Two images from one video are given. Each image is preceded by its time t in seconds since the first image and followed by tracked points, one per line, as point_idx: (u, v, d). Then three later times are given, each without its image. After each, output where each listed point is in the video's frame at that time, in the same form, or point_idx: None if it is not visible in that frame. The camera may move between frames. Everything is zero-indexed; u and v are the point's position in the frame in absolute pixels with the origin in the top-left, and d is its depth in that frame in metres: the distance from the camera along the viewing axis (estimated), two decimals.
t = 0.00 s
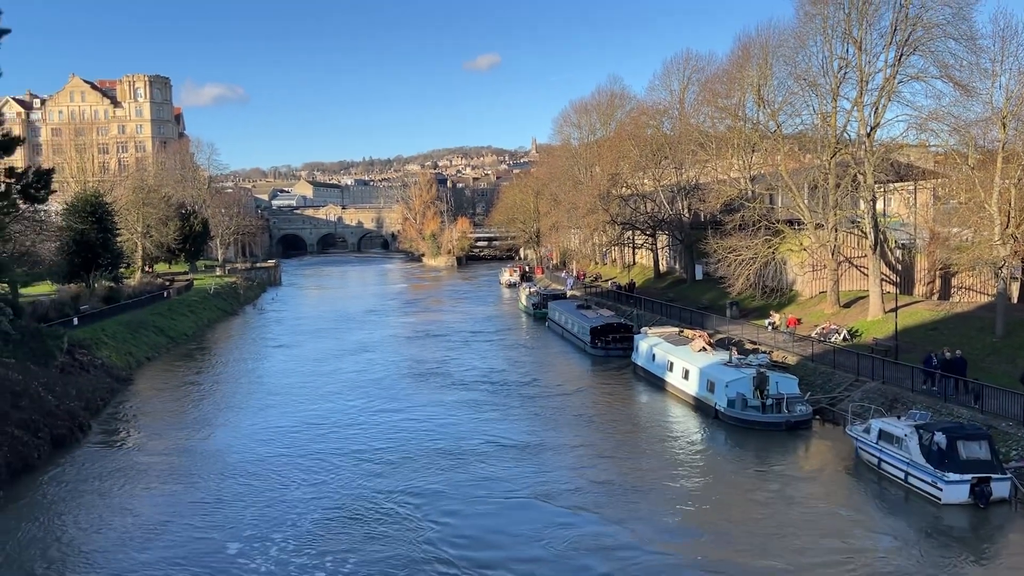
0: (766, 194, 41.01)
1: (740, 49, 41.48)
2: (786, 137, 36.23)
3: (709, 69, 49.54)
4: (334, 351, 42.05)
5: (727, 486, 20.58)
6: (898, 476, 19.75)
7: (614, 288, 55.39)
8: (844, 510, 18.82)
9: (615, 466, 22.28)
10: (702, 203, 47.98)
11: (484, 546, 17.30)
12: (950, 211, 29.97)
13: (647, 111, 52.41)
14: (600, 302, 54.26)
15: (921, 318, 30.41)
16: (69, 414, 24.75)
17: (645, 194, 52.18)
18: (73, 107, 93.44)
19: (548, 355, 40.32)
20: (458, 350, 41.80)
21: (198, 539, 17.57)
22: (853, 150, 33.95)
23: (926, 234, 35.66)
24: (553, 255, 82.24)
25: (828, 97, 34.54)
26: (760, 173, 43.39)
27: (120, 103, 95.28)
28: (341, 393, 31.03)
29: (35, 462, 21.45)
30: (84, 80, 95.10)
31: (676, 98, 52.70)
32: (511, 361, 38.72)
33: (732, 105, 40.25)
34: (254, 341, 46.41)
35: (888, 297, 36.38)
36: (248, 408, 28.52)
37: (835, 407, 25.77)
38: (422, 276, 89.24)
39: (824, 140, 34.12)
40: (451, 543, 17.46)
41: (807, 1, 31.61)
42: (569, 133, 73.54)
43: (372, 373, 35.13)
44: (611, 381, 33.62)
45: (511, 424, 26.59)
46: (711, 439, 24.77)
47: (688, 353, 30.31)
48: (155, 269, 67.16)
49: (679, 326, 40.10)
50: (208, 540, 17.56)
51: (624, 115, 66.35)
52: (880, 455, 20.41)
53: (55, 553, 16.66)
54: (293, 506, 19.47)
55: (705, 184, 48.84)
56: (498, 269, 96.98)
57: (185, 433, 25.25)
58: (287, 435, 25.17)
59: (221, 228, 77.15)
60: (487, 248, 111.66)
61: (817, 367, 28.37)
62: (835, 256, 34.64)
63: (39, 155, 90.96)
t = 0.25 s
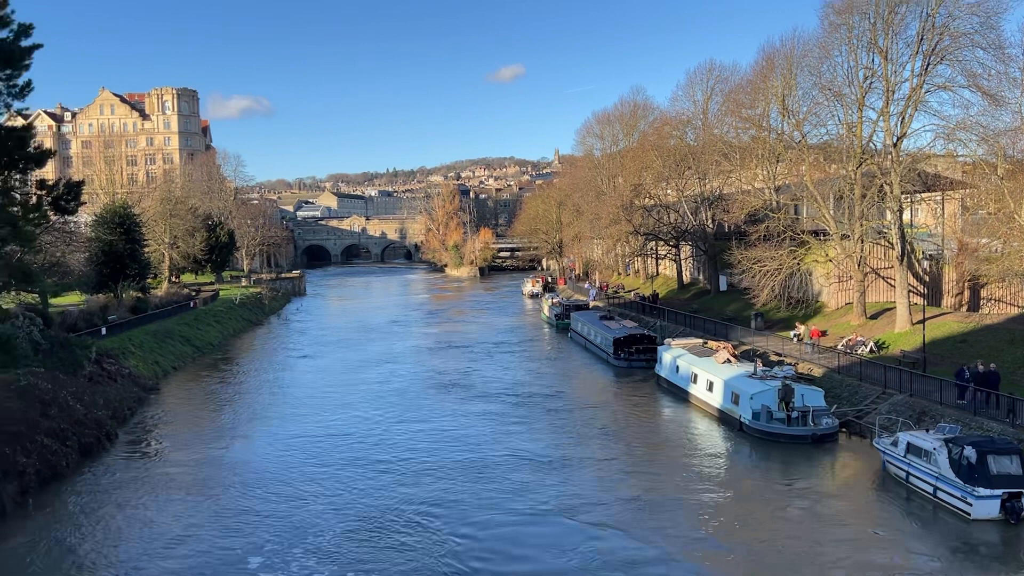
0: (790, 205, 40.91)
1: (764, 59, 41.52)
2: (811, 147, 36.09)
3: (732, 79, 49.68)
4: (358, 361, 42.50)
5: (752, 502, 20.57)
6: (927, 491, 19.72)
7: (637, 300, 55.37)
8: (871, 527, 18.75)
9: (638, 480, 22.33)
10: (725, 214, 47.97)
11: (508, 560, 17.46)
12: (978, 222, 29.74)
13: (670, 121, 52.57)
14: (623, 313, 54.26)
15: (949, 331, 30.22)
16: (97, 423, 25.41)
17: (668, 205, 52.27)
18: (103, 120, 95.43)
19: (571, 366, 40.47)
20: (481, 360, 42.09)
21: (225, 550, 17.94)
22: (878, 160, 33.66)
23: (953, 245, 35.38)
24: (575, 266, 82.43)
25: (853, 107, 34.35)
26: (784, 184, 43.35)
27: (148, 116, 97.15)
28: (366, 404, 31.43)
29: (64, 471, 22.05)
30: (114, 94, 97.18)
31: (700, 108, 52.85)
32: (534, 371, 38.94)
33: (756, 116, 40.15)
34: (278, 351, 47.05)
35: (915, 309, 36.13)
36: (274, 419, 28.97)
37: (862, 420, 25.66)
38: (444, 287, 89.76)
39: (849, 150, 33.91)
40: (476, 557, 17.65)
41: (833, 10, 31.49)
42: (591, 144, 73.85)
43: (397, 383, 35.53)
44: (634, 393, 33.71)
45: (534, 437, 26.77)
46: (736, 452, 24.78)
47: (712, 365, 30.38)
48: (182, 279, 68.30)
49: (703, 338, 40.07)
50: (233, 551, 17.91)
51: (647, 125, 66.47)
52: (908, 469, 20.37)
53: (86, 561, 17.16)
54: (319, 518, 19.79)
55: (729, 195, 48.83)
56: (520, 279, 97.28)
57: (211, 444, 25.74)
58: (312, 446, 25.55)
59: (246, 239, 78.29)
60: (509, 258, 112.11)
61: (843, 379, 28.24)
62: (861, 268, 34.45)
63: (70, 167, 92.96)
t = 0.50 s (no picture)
0: (814, 215, 40.90)
1: (788, 68, 41.69)
2: (835, 157, 35.96)
3: (756, 89, 49.95)
4: (382, 370, 43.10)
5: (772, 506, 20.75)
6: (956, 504, 19.58)
7: (660, 309, 55.46)
8: (892, 533, 18.83)
9: (661, 484, 22.43)
10: (750, 223, 48.03)
11: (531, 565, 17.67)
12: (1005, 231, 29.50)
13: (693, 131, 52.82)
14: (645, 323, 54.38)
15: (977, 342, 30.05)
16: (123, 431, 26.44)
17: (691, 215, 52.43)
18: (131, 133, 97.77)
19: (593, 375, 40.77)
20: (504, 369, 42.56)
21: (250, 551, 18.56)
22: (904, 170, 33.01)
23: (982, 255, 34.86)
24: (598, 276, 82.72)
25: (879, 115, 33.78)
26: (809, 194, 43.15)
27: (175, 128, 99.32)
28: (392, 411, 32.00)
29: (90, 478, 23.09)
30: (142, 107, 99.59)
31: (723, 118, 53.09)
32: (557, 380, 39.29)
33: (780, 125, 40.42)
34: (302, 360, 47.91)
35: (942, 320, 35.86)
36: (302, 427, 29.59)
37: (889, 433, 25.57)
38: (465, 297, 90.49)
39: (874, 160, 33.56)
40: (499, 561, 17.92)
41: (857, 18, 30.30)
42: (614, 154, 74.32)
43: (422, 391, 36.08)
44: (657, 403, 33.95)
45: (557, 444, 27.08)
46: (760, 463, 24.93)
47: (736, 376, 30.68)
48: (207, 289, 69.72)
49: (728, 348, 40.10)
50: (257, 552, 18.52)
51: (669, 135, 66.69)
52: (938, 483, 20.16)
53: (110, 563, 18.00)
54: (342, 522, 20.29)
55: (753, 205, 48.92)
56: (542, 289, 97.65)
57: (240, 451, 26.40)
58: (334, 453, 26.21)
59: (272, 249, 79.65)
60: (532, 268, 112.63)
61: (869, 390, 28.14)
62: (887, 279, 34.19)
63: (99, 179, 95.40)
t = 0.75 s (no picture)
0: (845, 226, 40.19)
1: (818, 78, 41.15)
2: (866, 167, 35.36)
3: (785, 100, 49.45)
4: (409, 381, 43.14)
5: (804, 522, 20.38)
6: (993, 521, 19.00)
7: (688, 321, 54.89)
8: (929, 550, 18.41)
9: (688, 499, 22.22)
10: (779, 235, 47.38)
11: None
12: None
13: (721, 142, 52.33)
14: (673, 335, 53.83)
15: (1015, 355, 29.18)
16: (154, 441, 26.68)
17: (720, 226, 51.91)
18: (164, 146, 99.37)
19: (621, 388, 40.42)
20: (530, 381, 42.39)
21: (274, 561, 18.58)
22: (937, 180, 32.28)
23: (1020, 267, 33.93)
24: (626, 288, 82.25)
25: (910, 125, 33.15)
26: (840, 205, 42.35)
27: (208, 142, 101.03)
28: (418, 423, 31.98)
29: (123, 487, 23.27)
30: (175, 121, 101.25)
31: (752, 129, 52.57)
32: (583, 392, 39.02)
33: (809, 135, 39.91)
34: (331, 371, 48.14)
35: (979, 332, 34.91)
36: (329, 438, 29.67)
37: (922, 447, 24.81)
38: (492, 308, 90.49)
39: (906, 170, 32.86)
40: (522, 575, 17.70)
41: (889, 27, 29.65)
42: (641, 166, 74.02)
43: (448, 403, 36.05)
44: (686, 416, 33.52)
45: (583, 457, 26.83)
46: (789, 477, 24.49)
47: (766, 389, 30.19)
48: (238, 300, 70.42)
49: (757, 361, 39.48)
50: (287, 562, 18.54)
51: (697, 147, 66.25)
52: (974, 499, 19.59)
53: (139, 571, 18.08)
54: (369, 532, 20.31)
55: (783, 216, 48.24)
56: (569, 301, 97.37)
57: (267, 462, 26.53)
58: (363, 464, 26.23)
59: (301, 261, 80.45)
60: (559, 280, 112.43)
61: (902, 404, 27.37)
62: (920, 291, 33.36)
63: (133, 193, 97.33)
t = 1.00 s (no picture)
0: (875, 236, 39.44)
1: (846, 87, 40.55)
2: (896, 176, 34.75)
3: (813, 109, 48.77)
4: (435, 392, 43.09)
5: (833, 538, 19.92)
6: None
7: (715, 332, 54.20)
8: (962, 566, 17.93)
9: (716, 515, 21.86)
10: (807, 245, 46.65)
11: None
12: None
13: (748, 152, 51.76)
14: (700, 346, 53.18)
15: None
16: (183, 450, 26.84)
17: (747, 236, 51.31)
18: (195, 158, 100.77)
19: (647, 399, 40.01)
20: (555, 392, 42.14)
21: (296, 571, 18.55)
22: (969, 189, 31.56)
23: None
24: (652, 298, 81.64)
25: (941, 134, 32.48)
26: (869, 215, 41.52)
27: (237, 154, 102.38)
28: (442, 434, 31.89)
29: (153, 496, 23.40)
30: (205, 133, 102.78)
31: (780, 138, 51.93)
32: (609, 404, 38.69)
33: (838, 144, 39.33)
34: (357, 381, 48.26)
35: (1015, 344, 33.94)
36: (353, 449, 29.67)
37: (956, 460, 24.12)
38: (517, 318, 90.30)
39: (937, 179, 32.18)
40: None
41: (919, 36, 29.14)
42: (667, 176, 73.54)
43: (473, 413, 35.94)
44: (713, 428, 33.04)
45: (608, 470, 26.54)
46: (818, 491, 23.99)
47: (795, 401, 29.64)
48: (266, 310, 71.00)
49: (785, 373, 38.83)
50: (310, 572, 18.49)
51: (724, 156, 65.63)
52: (1009, 513, 19.01)
53: None
54: (391, 543, 20.22)
55: (811, 226, 47.50)
56: (594, 311, 96.88)
57: (291, 472, 26.59)
58: (388, 475, 26.18)
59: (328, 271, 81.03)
60: (585, 290, 111.95)
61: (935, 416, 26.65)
62: (952, 302, 32.52)
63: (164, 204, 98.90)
